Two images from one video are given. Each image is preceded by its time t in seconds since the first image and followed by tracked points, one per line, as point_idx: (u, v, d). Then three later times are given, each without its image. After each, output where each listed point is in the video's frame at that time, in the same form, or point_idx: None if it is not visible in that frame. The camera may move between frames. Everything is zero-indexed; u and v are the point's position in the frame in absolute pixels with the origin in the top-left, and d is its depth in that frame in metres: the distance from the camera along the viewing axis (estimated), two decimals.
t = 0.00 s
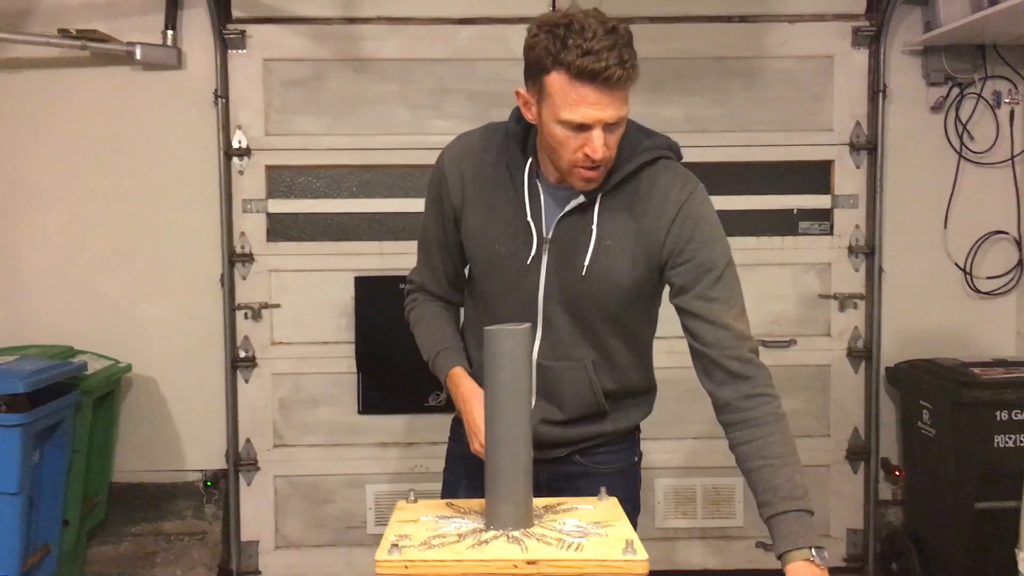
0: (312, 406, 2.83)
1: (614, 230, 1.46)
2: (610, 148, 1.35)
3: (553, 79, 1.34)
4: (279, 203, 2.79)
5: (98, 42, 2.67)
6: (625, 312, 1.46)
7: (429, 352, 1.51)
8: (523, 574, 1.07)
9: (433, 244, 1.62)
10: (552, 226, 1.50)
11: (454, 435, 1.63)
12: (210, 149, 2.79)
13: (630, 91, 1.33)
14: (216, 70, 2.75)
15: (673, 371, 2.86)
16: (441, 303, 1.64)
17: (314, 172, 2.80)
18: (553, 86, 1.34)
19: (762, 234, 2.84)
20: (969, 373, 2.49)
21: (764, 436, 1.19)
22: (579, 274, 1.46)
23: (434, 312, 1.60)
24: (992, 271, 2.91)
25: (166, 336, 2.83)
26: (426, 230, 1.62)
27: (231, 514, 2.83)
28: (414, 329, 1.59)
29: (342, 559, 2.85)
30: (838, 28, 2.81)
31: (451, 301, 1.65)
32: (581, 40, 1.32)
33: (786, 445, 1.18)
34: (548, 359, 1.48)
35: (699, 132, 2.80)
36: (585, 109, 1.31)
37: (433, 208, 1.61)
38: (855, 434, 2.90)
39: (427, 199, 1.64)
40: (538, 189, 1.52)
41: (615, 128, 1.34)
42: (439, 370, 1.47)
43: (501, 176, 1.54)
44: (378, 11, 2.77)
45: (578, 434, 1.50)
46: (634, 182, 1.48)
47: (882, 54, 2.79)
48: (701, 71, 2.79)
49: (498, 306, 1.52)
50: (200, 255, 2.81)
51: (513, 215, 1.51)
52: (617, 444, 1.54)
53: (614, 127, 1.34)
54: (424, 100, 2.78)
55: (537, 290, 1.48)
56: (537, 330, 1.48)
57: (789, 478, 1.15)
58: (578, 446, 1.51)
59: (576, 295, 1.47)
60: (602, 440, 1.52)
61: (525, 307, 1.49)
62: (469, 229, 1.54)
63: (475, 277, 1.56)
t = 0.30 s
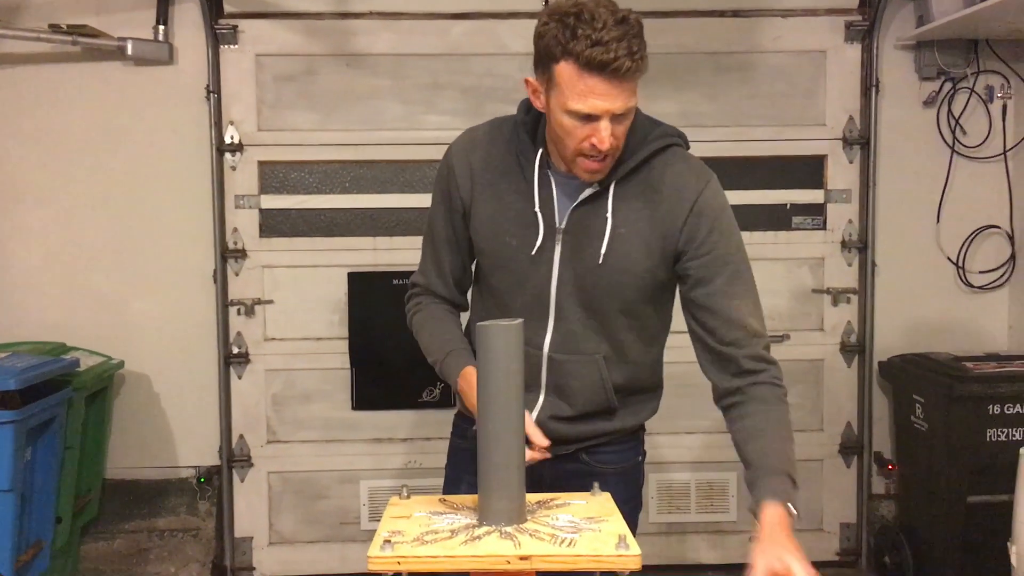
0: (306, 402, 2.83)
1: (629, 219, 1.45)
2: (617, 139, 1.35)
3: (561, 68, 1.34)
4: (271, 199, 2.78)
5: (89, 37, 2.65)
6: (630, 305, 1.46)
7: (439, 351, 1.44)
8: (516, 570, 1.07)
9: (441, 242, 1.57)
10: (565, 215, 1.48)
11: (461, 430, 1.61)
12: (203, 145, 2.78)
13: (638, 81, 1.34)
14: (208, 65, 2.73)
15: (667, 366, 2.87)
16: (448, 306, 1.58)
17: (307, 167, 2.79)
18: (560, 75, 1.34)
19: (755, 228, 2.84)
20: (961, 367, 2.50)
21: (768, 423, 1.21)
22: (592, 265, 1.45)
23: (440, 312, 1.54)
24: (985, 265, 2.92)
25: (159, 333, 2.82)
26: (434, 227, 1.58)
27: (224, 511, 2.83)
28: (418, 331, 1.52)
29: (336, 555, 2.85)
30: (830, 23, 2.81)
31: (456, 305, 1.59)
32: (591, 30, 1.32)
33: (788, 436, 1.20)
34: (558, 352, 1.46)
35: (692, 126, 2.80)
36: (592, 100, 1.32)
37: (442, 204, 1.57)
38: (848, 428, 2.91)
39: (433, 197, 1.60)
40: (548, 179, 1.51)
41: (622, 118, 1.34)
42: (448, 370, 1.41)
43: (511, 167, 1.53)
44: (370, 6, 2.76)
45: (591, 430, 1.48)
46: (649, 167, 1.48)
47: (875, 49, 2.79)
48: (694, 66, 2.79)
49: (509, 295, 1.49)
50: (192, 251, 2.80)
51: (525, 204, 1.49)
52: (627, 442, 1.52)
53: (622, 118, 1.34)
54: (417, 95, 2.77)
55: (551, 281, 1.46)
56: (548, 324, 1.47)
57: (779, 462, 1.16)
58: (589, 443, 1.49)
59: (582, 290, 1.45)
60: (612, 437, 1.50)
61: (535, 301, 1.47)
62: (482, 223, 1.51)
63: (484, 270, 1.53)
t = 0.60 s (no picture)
0: (304, 401, 2.83)
1: (636, 194, 1.43)
2: (605, 119, 1.34)
3: (549, 47, 1.33)
4: (269, 198, 2.77)
5: (85, 36, 2.65)
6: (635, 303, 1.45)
7: (451, 350, 1.27)
8: (515, 568, 1.07)
9: (442, 246, 1.40)
10: (573, 199, 1.45)
11: (455, 439, 1.49)
12: (200, 144, 2.77)
13: (628, 63, 1.33)
14: (205, 64, 2.73)
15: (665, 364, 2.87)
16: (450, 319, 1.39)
17: (305, 165, 2.78)
18: (549, 53, 1.33)
19: (753, 226, 2.84)
20: (960, 364, 2.50)
21: (716, 355, 1.35)
22: (603, 246, 1.41)
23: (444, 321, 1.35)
24: (983, 262, 2.92)
25: (156, 332, 2.82)
26: (432, 234, 1.41)
27: (223, 510, 2.82)
28: (420, 339, 1.31)
29: (334, 554, 2.85)
30: (828, 21, 2.81)
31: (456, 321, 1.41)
32: (582, 10, 1.31)
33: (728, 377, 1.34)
34: (568, 342, 1.41)
35: (690, 124, 2.80)
36: (580, 78, 1.31)
37: (439, 206, 1.42)
38: (847, 426, 2.91)
39: (423, 203, 1.43)
40: (551, 168, 1.46)
41: (610, 99, 1.33)
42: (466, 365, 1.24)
43: (511, 161, 1.46)
44: (367, 4, 2.75)
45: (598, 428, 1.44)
46: (647, 146, 1.49)
47: (873, 47, 2.79)
48: (692, 64, 2.79)
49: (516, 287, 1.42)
50: (190, 250, 2.80)
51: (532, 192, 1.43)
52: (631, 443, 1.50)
53: (610, 98, 1.33)
54: (415, 93, 2.76)
55: (563, 267, 1.41)
56: (559, 312, 1.42)
57: (704, 364, 1.31)
58: (595, 442, 1.46)
59: (590, 281, 1.41)
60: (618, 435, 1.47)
61: (541, 295, 1.41)
62: (489, 216, 1.41)
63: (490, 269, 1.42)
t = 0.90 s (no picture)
0: (305, 402, 2.83)
1: (618, 178, 1.44)
2: (587, 94, 1.34)
3: (532, 24, 1.34)
4: (269, 200, 2.77)
5: (85, 37, 2.65)
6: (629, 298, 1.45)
7: (426, 340, 1.28)
8: (516, 570, 1.06)
9: (420, 245, 1.39)
10: (560, 184, 1.44)
11: (445, 449, 1.47)
12: (200, 145, 2.77)
13: (608, 39, 1.34)
14: (205, 66, 2.73)
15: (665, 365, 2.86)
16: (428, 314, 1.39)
17: (305, 167, 2.78)
18: (530, 31, 1.34)
19: (754, 227, 2.84)
20: (960, 365, 2.50)
21: (694, 327, 1.35)
22: (594, 230, 1.41)
23: (421, 317, 1.34)
24: (983, 262, 2.92)
25: (157, 333, 2.82)
26: (411, 233, 1.40)
27: (223, 511, 2.82)
28: (395, 333, 1.32)
29: (335, 556, 2.85)
30: (828, 22, 2.81)
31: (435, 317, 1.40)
32: None
33: (706, 352, 1.35)
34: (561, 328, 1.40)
35: (691, 125, 2.80)
36: (563, 51, 1.31)
37: (418, 206, 1.41)
38: (847, 427, 2.91)
39: (401, 204, 1.42)
40: (536, 157, 1.46)
41: (591, 73, 1.34)
42: (442, 353, 1.25)
43: (494, 156, 1.46)
44: (366, 6, 2.75)
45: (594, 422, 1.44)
46: (624, 134, 1.51)
47: (872, 48, 2.79)
48: (692, 65, 2.79)
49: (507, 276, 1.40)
50: (190, 251, 2.80)
51: (518, 181, 1.43)
52: (624, 441, 1.51)
53: (591, 73, 1.34)
54: (414, 93, 2.76)
55: (552, 251, 1.40)
56: (552, 295, 1.40)
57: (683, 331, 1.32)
58: (591, 441, 1.46)
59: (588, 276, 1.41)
60: (611, 435, 1.48)
61: (533, 282, 1.40)
62: (473, 208, 1.40)
63: (474, 263, 1.42)
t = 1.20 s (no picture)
0: (306, 406, 2.83)
1: (600, 176, 1.46)
2: (563, 89, 1.35)
3: (507, 22, 1.36)
4: (271, 203, 2.78)
5: (88, 42, 2.65)
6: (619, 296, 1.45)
7: (410, 339, 1.29)
8: (518, 573, 1.07)
9: (407, 247, 1.40)
10: (543, 182, 1.46)
11: (434, 455, 1.47)
12: (202, 149, 2.78)
13: (584, 34, 1.36)
14: (207, 69, 2.74)
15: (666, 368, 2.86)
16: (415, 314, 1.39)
17: (307, 170, 2.79)
18: (507, 29, 1.36)
19: (755, 229, 2.84)
20: (962, 367, 2.50)
21: (677, 325, 1.37)
22: (578, 227, 1.43)
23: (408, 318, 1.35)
24: (984, 265, 2.92)
25: (159, 337, 2.82)
26: (396, 237, 1.40)
27: (226, 515, 2.82)
28: (381, 335, 1.33)
29: (338, 559, 2.85)
30: (829, 25, 2.82)
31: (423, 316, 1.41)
32: None
33: (689, 350, 1.37)
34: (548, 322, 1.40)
35: (692, 128, 2.80)
36: (539, 46, 1.33)
37: (405, 210, 1.42)
38: (849, 430, 2.91)
39: (388, 209, 1.43)
40: (519, 156, 1.48)
41: (568, 68, 1.35)
42: (427, 347, 1.26)
43: (479, 157, 1.47)
44: (368, 10, 2.76)
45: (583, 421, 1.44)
46: (604, 136, 1.53)
47: (874, 51, 2.79)
48: (692, 68, 2.79)
49: (493, 272, 1.41)
50: (193, 255, 2.80)
51: (502, 180, 1.44)
52: (617, 442, 1.51)
53: (567, 69, 1.35)
54: (415, 97, 2.77)
55: (536, 248, 1.41)
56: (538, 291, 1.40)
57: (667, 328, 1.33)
58: (582, 442, 1.45)
59: (584, 275, 1.42)
60: (603, 436, 1.47)
61: (518, 279, 1.40)
62: (458, 206, 1.41)
63: (460, 262, 1.42)
